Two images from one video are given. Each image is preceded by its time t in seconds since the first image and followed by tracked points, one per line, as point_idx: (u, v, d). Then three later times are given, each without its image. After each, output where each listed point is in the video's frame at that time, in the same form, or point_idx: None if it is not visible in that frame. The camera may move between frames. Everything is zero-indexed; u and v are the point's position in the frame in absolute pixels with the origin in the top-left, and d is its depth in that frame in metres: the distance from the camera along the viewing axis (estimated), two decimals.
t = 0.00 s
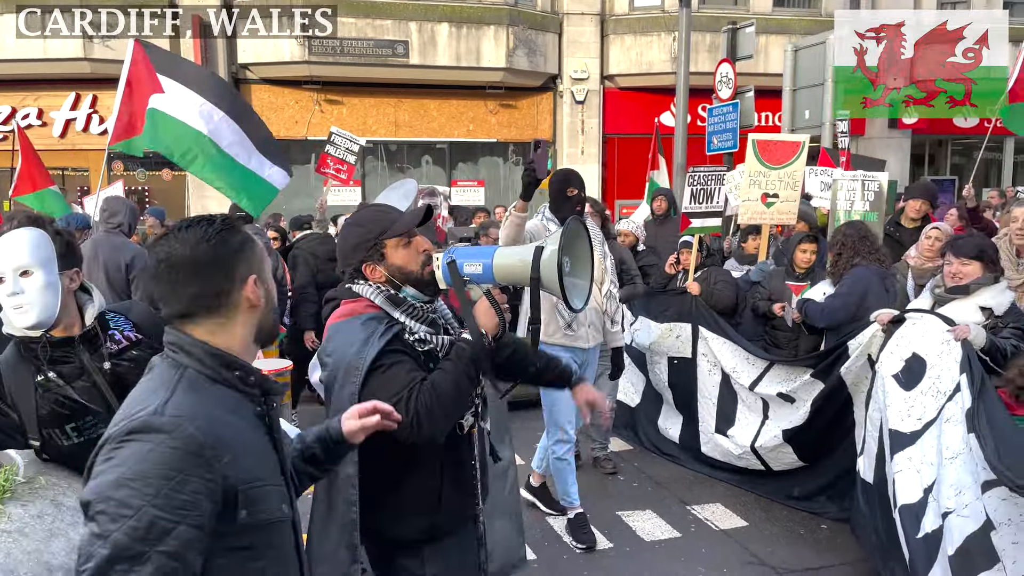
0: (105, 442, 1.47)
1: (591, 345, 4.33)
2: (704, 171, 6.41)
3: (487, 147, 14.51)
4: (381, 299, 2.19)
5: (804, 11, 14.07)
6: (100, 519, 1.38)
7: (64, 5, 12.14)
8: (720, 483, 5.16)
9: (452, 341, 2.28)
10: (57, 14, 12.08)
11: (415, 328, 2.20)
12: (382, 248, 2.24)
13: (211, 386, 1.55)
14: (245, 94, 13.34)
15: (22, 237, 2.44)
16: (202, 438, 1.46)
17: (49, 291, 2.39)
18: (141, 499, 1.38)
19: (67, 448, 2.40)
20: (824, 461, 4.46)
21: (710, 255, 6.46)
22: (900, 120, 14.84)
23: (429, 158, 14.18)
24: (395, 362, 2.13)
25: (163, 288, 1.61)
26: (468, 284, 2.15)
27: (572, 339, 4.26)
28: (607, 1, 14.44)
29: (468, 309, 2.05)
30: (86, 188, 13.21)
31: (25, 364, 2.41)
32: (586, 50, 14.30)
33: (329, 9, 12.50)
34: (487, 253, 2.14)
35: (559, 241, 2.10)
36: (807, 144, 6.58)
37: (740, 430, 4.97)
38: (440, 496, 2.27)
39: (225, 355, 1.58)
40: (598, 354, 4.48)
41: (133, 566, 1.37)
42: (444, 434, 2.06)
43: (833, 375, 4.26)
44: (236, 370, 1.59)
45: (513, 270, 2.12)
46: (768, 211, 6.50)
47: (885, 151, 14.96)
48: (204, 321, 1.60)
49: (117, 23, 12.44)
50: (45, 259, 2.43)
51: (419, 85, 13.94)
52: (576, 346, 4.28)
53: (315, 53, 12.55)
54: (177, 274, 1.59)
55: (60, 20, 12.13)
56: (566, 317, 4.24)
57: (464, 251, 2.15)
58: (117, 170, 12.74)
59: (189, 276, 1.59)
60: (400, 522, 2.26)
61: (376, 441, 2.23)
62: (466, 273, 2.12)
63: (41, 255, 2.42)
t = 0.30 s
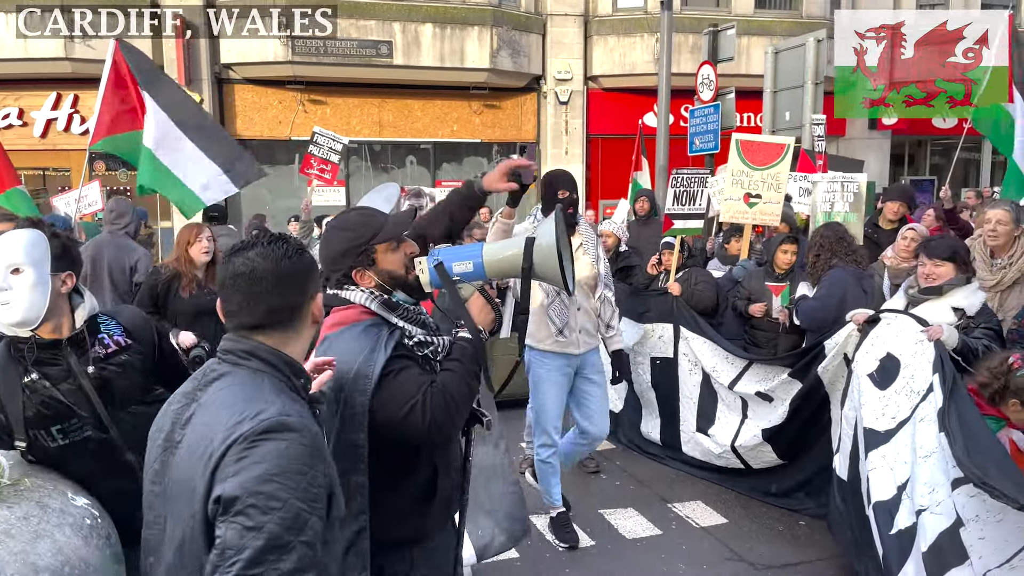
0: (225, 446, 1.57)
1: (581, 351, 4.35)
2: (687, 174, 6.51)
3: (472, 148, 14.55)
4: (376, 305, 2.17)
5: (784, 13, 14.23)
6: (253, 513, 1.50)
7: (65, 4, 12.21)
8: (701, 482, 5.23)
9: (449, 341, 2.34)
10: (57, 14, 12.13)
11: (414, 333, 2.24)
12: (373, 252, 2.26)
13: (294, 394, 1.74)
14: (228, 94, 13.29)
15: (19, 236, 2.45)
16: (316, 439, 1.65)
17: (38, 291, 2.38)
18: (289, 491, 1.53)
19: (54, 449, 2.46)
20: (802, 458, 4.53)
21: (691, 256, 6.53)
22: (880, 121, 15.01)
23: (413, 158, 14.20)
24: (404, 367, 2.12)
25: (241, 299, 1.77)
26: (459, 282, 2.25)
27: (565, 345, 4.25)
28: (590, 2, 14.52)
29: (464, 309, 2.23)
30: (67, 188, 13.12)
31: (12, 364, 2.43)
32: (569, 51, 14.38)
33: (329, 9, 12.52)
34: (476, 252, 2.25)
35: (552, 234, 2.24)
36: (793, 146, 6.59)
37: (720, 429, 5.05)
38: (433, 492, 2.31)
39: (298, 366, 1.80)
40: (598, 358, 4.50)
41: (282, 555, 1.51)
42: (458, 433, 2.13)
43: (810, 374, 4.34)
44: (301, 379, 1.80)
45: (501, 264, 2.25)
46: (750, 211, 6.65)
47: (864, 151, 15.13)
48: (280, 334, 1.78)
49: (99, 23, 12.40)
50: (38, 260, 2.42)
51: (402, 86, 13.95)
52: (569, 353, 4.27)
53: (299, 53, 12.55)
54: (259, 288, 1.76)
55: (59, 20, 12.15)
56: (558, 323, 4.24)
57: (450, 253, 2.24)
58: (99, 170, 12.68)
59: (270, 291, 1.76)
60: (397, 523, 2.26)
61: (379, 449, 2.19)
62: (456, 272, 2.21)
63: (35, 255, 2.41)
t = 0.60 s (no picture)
0: (270, 427, 1.60)
1: (572, 359, 4.31)
2: (665, 177, 6.57)
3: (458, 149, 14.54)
4: (345, 311, 2.13)
5: (767, 17, 14.35)
6: (307, 485, 1.56)
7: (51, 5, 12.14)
8: (683, 481, 5.28)
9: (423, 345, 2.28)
10: (57, 13, 12.10)
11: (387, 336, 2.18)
12: (335, 261, 2.22)
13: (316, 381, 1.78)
14: (212, 95, 13.24)
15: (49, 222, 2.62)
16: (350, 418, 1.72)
17: (63, 272, 2.51)
18: (335, 465, 1.60)
19: (56, 429, 2.49)
20: (780, 457, 4.59)
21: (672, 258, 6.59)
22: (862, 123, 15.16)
23: (399, 159, 14.20)
24: (385, 373, 2.07)
25: (256, 292, 1.76)
26: (431, 284, 2.30)
27: (553, 351, 4.26)
28: (575, 4, 14.59)
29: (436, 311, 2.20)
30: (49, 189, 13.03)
31: (29, 342, 2.50)
32: (554, 53, 14.42)
33: (329, 9, 12.53)
34: (446, 252, 2.32)
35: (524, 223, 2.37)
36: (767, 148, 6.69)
37: (700, 428, 5.10)
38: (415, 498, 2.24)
39: (312, 354, 1.84)
40: (598, 365, 4.40)
41: (332, 522, 1.58)
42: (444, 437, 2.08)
43: (790, 373, 4.40)
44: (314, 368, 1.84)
45: (472, 261, 2.32)
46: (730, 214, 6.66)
47: (846, 153, 15.29)
48: (295, 324, 1.80)
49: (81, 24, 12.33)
50: (64, 243, 2.57)
51: (387, 87, 13.94)
52: (558, 359, 4.28)
53: (283, 55, 12.51)
54: (275, 282, 1.76)
55: (59, 20, 12.14)
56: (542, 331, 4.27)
57: (420, 255, 2.30)
58: (82, 172, 12.62)
59: (283, 284, 1.76)
60: (380, 530, 2.15)
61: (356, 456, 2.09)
62: (428, 274, 2.27)
63: (62, 238, 2.56)
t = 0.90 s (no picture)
0: (258, 410, 1.62)
1: (573, 363, 4.15)
2: (645, 181, 6.63)
3: (443, 152, 14.60)
4: (304, 317, 2.06)
5: (750, 22, 14.48)
6: (297, 462, 1.58)
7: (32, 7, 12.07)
8: (664, 483, 5.32)
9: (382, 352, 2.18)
10: (38, 16, 12.03)
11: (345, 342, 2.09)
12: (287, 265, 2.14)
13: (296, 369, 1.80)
14: (195, 98, 13.19)
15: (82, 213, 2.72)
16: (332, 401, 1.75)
17: (98, 265, 2.64)
18: (322, 445, 1.63)
19: (67, 406, 2.62)
20: (761, 457, 4.64)
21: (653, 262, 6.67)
22: (844, 127, 15.30)
23: (384, 163, 14.21)
24: (343, 378, 2.00)
25: (234, 287, 1.76)
26: (389, 290, 2.29)
27: (550, 354, 4.13)
28: (560, 9, 14.67)
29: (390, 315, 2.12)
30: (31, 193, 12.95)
31: (59, 319, 2.62)
32: (540, 57, 14.49)
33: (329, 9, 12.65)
34: (406, 257, 2.31)
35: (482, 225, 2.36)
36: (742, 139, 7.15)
37: (680, 430, 5.14)
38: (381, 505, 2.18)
39: (289, 347, 1.84)
40: (602, 372, 4.22)
41: (320, 497, 1.61)
42: (401, 445, 2.01)
43: (768, 374, 4.45)
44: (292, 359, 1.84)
45: (430, 266, 2.32)
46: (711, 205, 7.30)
47: (828, 157, 15.43)
48: (271, 317, 1.80)
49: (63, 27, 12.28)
50: (99, 236, 2.68)
51: (372, 91, 13.94)
52: (557, 364, 4.15)
53: (267, 58, 12.50)
54: (253, 276, 1.76)
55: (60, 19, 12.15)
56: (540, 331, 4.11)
57: (378, 261, 2.30)
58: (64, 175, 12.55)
59: (261, 278, 1.77)
60: (348, 533, 2.11)
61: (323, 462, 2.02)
62: (386, 280, 2.26)
63: (97, 232, 2.67)
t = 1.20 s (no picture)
0: (212, 420, 1.64)
1: (573, 371, 4.00)
2: (625, 188, 6.70)
3: (428, 158, 14.64)
4: (265, 330, 2.09)
5: (733, 29, 14.60)
6: (256, 469, 1.61)
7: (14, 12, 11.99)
8: (644, 487, 5.37)
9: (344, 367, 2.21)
10: (20, 21, 11.96)
11: (306, 355, 2.12)
12: (252, 276, 2.16)
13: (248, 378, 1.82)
14: (179, 104, 13.15)
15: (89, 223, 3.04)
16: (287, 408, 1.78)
17: (103, 268, 2.92)
18: (279, 450, 1.66)
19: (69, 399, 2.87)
20: (738, 461, 4.69)
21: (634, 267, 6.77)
22: (825, 133, 15.43)
23: (369, 168, 14.20)
24: (297, 393, 2.03)
25: (177, 296, 1.78)
26: (353, 303, 2.25)
27: (552, 361, 3.97)
28: (544, 15, 14.72)
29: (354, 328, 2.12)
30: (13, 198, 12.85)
31: (64, 318, 2.92)
32: (524, 63, 14.54)
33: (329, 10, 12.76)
34: (369, 270, 2.28)
35: (443, 242, 2.31)
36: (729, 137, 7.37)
37: (660, 434, 5.17)
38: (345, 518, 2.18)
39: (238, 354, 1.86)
40: (602, 382, 4.08)
41: (282, 502, 1.65)
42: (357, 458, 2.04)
43: (745, 378, 4.49)
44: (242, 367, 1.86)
45: (393, 279, 2.28)
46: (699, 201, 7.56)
47: (811, 163, 15.56)
48: (215, 326, 1.82)
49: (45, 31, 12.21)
50: (105, 242, 2.98)
51: (357, 96, 13.95)
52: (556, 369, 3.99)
53: (251, 64, 12.49)
54: (196, 285, 1.79)
55: (59, 19, 12.20)
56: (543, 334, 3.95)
57: (344, 272, 2.26)
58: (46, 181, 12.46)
59: (205, 286, 1.80)
60: (311, 542, 2.13)
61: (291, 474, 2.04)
62: (350, 293, 2.23)
63: (103, 238, 2.98)
